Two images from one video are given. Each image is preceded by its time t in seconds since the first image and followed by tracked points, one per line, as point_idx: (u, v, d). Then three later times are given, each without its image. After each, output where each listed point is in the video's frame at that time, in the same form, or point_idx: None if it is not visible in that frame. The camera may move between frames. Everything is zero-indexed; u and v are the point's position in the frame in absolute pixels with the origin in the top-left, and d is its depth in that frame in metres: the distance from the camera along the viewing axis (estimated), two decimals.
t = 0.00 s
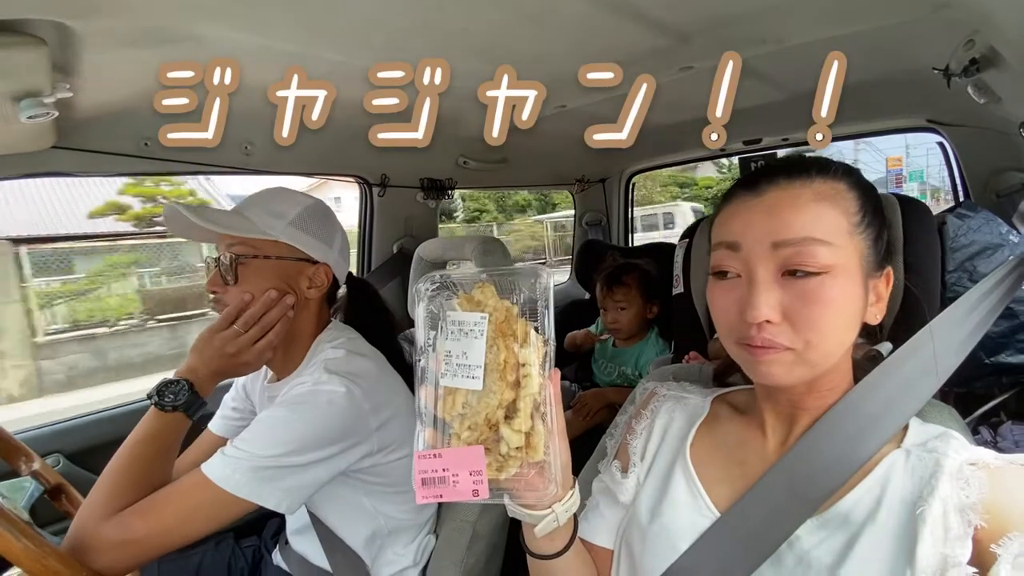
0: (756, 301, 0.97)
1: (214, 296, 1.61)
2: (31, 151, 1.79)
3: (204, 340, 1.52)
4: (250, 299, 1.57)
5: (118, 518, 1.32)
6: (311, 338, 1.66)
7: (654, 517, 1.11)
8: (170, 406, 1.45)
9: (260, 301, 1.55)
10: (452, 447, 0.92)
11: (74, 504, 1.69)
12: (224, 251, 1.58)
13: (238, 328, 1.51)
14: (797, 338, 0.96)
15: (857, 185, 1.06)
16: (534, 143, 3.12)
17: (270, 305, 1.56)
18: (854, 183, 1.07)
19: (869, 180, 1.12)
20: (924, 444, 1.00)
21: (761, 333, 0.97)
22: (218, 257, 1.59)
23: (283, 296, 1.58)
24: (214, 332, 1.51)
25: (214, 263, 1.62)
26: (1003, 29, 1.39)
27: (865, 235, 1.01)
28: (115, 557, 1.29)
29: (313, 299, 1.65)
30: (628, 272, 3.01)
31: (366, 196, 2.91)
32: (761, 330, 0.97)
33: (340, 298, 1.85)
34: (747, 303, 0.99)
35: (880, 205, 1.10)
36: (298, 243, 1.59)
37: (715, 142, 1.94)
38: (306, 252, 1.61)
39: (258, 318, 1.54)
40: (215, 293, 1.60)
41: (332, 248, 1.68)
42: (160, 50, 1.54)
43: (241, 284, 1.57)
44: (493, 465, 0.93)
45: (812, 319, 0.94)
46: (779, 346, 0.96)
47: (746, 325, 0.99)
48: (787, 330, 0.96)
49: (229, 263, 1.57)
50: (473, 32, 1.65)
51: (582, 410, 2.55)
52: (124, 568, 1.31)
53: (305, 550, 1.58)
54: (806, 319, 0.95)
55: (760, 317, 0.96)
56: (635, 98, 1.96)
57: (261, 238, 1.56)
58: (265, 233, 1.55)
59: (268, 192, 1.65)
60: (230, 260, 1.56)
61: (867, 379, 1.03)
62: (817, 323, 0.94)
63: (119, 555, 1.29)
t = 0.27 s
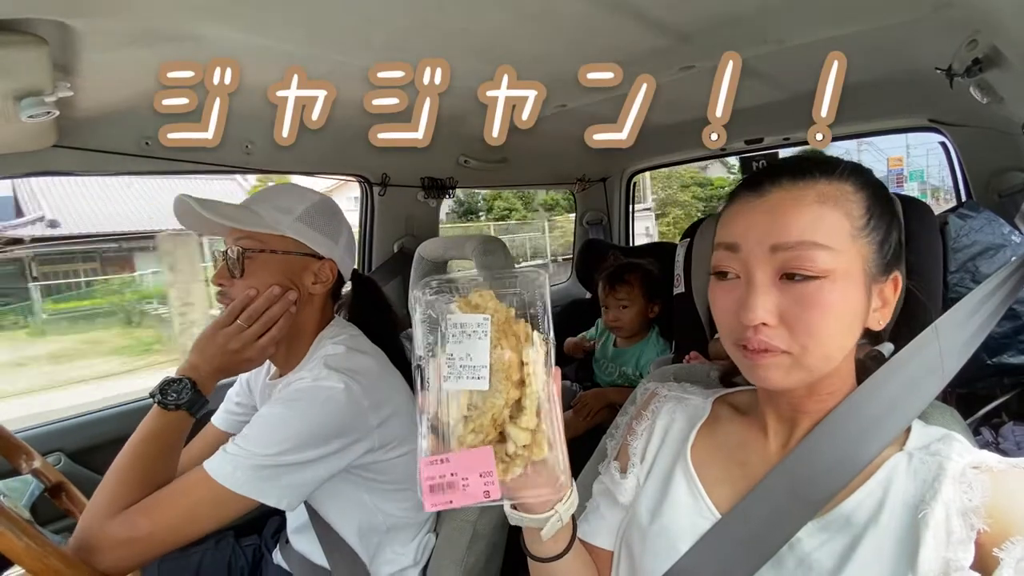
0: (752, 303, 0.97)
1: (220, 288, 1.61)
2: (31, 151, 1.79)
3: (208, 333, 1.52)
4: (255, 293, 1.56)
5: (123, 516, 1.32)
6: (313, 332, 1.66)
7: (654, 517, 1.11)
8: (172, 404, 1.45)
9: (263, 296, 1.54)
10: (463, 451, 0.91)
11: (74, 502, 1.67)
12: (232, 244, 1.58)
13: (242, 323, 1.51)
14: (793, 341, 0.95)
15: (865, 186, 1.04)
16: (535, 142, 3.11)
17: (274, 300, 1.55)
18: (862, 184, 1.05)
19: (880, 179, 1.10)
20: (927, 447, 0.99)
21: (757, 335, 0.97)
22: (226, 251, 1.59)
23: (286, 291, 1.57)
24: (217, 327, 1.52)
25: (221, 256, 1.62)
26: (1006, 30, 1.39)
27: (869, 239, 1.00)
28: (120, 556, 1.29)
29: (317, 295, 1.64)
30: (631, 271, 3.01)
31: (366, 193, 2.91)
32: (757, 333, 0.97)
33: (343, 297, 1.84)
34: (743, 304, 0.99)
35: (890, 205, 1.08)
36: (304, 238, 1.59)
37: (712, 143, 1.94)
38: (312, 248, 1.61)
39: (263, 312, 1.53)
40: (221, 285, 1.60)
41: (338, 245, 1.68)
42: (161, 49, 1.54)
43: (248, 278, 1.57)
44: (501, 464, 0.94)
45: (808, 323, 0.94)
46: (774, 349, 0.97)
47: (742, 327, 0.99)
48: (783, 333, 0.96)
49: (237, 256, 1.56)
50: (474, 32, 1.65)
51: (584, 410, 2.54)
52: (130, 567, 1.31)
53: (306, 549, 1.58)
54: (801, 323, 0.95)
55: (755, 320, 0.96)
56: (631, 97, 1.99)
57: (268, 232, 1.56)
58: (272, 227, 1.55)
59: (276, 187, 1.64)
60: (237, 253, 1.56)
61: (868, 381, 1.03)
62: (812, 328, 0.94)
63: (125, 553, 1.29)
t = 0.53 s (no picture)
0: (739, 302, 0.98)
1: (226, 294, 1.60)
2: (31, 153, 1.79)
3: (213, 335, 1.52)
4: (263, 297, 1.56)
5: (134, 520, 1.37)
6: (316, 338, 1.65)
7: (652, 519, 1.11)
8: (178, 404, 1.47)
9: (271, 298, 1.54)
10: (540, 455, 0.94)
11: (73, 504, 1.68)
12: (239, 250, 1.57)
13: (248, 325, 1.51)
14: (777, 341, 0.96)
15: (864, 189, 1.03)
16: (536, 142, 3.11)
17: (281, 303, 1.55)
18: (864, 187, 1.03)
19: (888, 182, 1.08)
20: (928, 449, 0.99)
21: (742, 333, 0.98)
22: (232, 256, 1.58)
23: (293, 295, 1.57)
24: (224, 330, 1.52)
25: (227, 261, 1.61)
26: (1007, 30, 1.39)
27: (865, 243, 0.99)
28: (137, 557, 1.35)
29: (324, 301, 1.64)
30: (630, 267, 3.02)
31: (366, 193, 2.91)
32: (742, 331, 0.98)
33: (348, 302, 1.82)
34: (730, 303, 1.00)
35: (897, 209, 1.06)
36: (311, 244, 1.59)
37: (733, 145, 1.76)
38: (320, 254, 1.61)
39: (269, 316, 1.53)
40: (227, 291, 1.59)
41: (344, 251, 1.68)
42: (162, 51, 1.54)
43: (255, 283, 1.57)
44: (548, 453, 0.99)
45: (790, 325, 0.94)
46: (758, 349, 0.97)
47: (729, 325, 1.00)
48: (766, 333, 0.96)
49: (244, 262, 1.56)
50: (474, 33, 1.65)
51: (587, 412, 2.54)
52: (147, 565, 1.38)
53: (308, 550, 1.58)
54: (784, 324, 0.95)
55: (740, 318, 0.97)
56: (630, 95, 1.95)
57: (275, 239, 1.56)
58: (280, 233, 1.55)
59: (284, 193, 1.65)
60: (244, 259, 1.55)
61: (865, 386, 1.03)
62: (795, 329, 0.94)
63: (141, 555, 1.35)
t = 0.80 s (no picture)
0: (721, 297, 0.99)
1: (216, 303, 1.59)
2: (30, 153, 1.79)
3: (204, 342, 1.51)
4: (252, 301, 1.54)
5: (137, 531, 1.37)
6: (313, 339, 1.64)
7: (651, 520, 1.10)
8: (173, 411, 1.48)
9: (261, 301, 1.53)
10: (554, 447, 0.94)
11: (71, 503, 1.68)
12: (225, 256, 1.55)
13: (240, 330, 1.50)
14: (758, 336, 0.95)
15: (852, 188, 1.03)
16: (536, 141, 3.10)
17: (271, 305, 1.53)
18: (853, 186, 1.03)
19: (881, 182, 1.08)
20: (929, 449, 0.98)
21: (725, 329, 0.98)
22: (218, 263, 1.56)
23: (283, 296, 1.55)
24: (214, 336, 1.51)
25: (213, 268, 1.59)
26: (1008, 28, 1.38)
27: (850, 241, 0.98)
28: (141, 567, 1.36)
29: (316, 303, 1.63)
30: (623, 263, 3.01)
31: (366, 193, 2.85)
32: (725, 325, 0.98)
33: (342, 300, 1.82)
34: (715, 299, 1.00)
35: (888, 209, 1.05)
36: (299, 247, 1.56)
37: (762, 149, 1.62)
38: (308, 256, 1.59)
39: (259, 319, 1.53)
40: (217, 299, 1.58)
41: (335, 250, 1.65)
42: (160, 50, 1.54)
43: (243, 288, 1.55)
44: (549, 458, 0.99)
45: (772, 320, 0.94)
46: (741, 344, 0.97)
47: (714, 320, 1.00)
48: (748, 328, 0.96)
49: (230, 268, 1.54)
50: (473, 32, 1.64)
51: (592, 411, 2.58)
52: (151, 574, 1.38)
53: (308, 553, 1.57)
54: (765, 320, 0.94)
55: (722, 312, 0.98)
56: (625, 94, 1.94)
57: (261, 244, 1.53)
58: (266, 237, 1.53)
59: (268, 193, 1.62)
60: (230, 266, 1.53)
61: (863, 386, 1.02)
62: (776, 324, 0.94)
63: (146, 564, 1.36)
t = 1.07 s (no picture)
0: (719, 291, 0.99)
1: (214, 302, 1.59)
2: (30, 151, 1.79)
3: (203, 341, 1.51)
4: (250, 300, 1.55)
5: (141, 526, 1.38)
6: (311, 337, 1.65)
7: (650, 516, 1.11)
8: (174, 408, 1.48)
9: (259, 300, 1.53)
10: (555, 445, 0.95)
11: (65, 491, 1.67)
12: (223, 257, 1.56)
13: (239, 329, 1.50)
14: (754, 330, 0.96)
15: (850, 186, 1.03)
16: (536, 139, 3.11)
17: (269, 304, 1.54)
18: (850, 183, 1.04)
19: (879, 179, 1.08)
20: (926, 445, 0.98)
21: (722, 322, 0.99)
22: (216, 264, 1.57)
23: (282, 295, 1.56)
24: (213, 337, 1.51)
25: (212, 269, 1.59)
26: (1007, 27, 1.39)
27: (847, 236, 0.99)
28: (145, 561, 1.37)
29: (314, 302, 1.64)
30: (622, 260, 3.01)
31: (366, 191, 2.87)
32: (722, 319, 0.98)
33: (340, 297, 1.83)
34: (712, 293, 1.01)
35: (886, 206, 1.06)
36: (297, 246, 1.57)
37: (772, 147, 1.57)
38: (306, 255, 1.59)
39: (258, 319, 1.53)
40: (216, 300, 1.58)
41: (332, 249, 1.66)
42: (161, 48, 1.54)
43: (241, 288, 1.55)
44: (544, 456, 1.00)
45: (768, 314, 0.94)
46: (738, 338, 0.97)
47: (711, 314, 1.01)
48: (745, 321, 0.96)
49: (229, 268, 1.55)
50: (474, 30, 1.65)
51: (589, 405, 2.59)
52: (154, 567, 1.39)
53: (310, 550, 1.58)
54: (762, 313, 0.95)
55: (719, 306, 0.98)
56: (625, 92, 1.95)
57: (258, 243, 1.54)
58: (264, 237, 1.53)
59: (266, 194, 1.62)
60: (229, 266, 1.54)
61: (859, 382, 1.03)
62: (773, 318, 0.94)
63: (149, 559, 1.37)
